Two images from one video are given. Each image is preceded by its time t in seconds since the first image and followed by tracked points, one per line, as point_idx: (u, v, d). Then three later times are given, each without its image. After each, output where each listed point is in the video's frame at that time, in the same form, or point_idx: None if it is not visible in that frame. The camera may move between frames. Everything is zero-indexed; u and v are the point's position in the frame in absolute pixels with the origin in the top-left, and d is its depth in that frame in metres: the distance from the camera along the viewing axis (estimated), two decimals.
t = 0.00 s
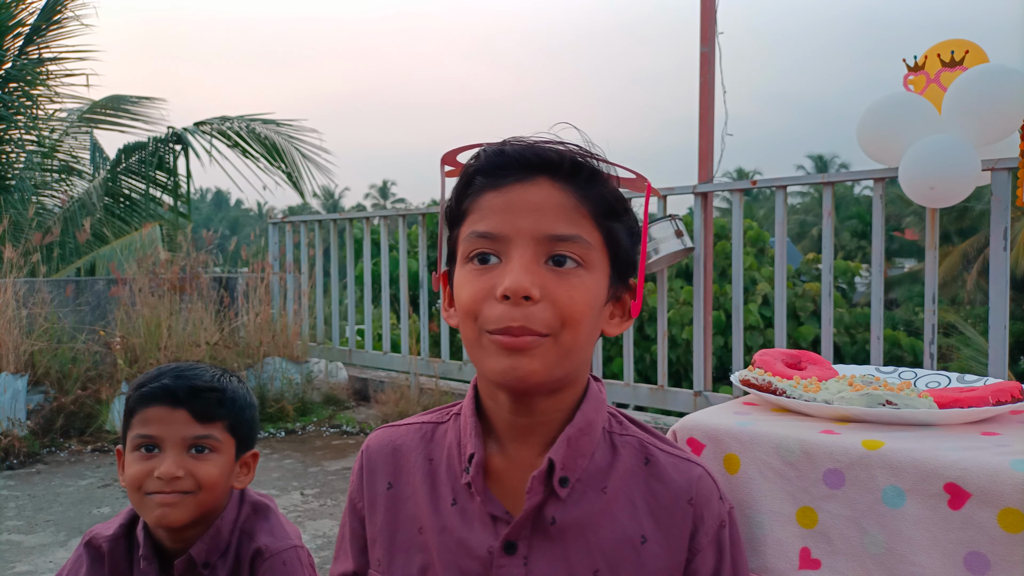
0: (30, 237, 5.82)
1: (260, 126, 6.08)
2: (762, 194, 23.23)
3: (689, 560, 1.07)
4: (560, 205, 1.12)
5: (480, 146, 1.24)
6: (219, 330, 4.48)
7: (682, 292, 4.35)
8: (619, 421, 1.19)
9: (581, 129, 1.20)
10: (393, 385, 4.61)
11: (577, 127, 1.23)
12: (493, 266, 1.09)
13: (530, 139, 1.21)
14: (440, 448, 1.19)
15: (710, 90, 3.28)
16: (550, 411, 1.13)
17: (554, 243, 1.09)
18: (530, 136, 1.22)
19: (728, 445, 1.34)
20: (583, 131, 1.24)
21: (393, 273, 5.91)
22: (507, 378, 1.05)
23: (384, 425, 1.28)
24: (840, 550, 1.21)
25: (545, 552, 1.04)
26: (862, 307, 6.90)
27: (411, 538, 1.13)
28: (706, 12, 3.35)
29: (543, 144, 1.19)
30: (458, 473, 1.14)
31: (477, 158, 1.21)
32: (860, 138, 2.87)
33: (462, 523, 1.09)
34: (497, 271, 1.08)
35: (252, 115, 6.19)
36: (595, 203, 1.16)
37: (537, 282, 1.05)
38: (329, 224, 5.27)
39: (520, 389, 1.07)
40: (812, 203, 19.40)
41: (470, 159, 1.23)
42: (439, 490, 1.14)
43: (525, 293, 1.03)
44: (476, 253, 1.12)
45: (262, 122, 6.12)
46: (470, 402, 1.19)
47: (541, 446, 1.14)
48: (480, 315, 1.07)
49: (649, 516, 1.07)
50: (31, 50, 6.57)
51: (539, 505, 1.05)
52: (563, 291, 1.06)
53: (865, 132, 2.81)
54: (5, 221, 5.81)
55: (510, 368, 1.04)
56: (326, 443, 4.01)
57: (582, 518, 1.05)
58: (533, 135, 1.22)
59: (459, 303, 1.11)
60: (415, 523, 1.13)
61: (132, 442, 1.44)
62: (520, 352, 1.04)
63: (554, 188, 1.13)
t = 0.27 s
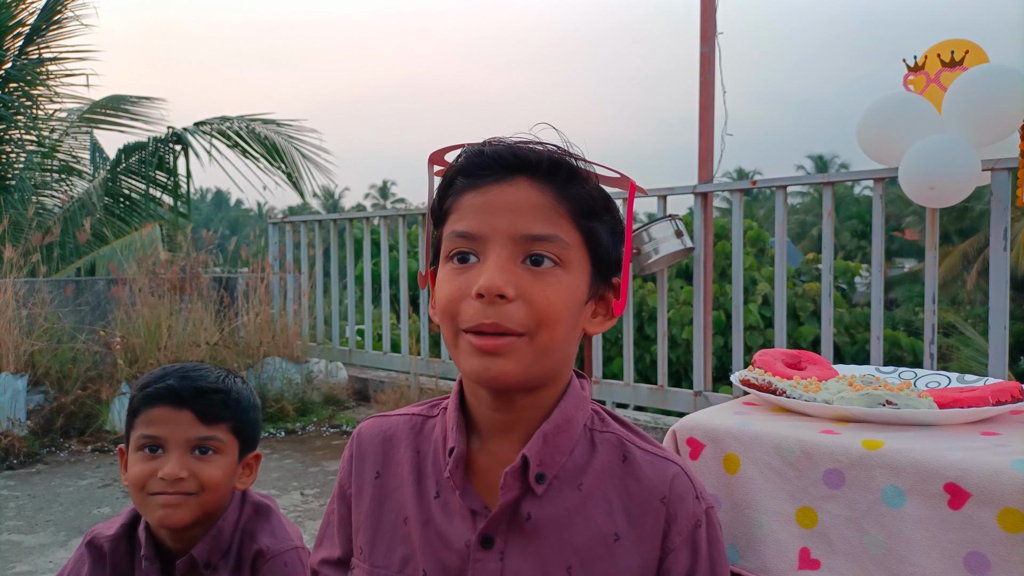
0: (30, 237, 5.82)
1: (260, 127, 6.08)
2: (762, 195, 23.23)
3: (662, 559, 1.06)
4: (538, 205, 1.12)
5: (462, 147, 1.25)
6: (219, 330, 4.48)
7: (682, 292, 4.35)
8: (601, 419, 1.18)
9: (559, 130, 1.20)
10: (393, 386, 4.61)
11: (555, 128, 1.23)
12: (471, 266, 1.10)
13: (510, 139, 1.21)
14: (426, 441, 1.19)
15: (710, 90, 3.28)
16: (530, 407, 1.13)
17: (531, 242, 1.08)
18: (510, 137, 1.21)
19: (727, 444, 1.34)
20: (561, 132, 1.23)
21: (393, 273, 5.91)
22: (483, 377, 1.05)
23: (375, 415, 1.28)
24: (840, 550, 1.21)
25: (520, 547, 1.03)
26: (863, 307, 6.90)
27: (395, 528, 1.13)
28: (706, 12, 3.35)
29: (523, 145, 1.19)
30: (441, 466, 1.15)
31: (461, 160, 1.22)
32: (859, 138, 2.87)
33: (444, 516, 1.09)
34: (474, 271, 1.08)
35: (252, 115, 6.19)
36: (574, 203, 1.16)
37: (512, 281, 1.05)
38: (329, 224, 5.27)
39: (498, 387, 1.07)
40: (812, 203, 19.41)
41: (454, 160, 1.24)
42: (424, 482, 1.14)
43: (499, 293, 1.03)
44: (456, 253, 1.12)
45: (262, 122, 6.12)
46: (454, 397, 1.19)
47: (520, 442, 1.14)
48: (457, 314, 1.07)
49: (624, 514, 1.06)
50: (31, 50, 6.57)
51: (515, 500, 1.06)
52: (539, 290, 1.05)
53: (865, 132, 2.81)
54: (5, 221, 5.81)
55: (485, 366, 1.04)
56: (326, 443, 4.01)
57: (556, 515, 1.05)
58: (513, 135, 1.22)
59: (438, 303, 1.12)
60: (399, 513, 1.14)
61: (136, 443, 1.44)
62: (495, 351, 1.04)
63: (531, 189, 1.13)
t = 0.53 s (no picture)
0: (29, 237, 5.82)
1: (260, 127, 6.08)
2: (762, 195, 23.23)
3: (655, 558, 1.06)
4: (545, 206, 1.12)
5: (475, 150, 1.25)
6: (219, 330, 4.48)
7: (682, 292, 4.35)
8: (601, 420, 1.19)
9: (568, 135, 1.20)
10: (393, 386, 4.61)
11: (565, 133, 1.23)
12: (478, 264, 1.10)
13: (519, 143, 1.22)
14: (429, 432, 1.20)
15: (710, 90, 3.28)
16: (533, 404, 1.13)
17: (538, 242, 1.09)
18: (520, 141, 1.22)
19: (727, 445, 1.34)
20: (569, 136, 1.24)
21: (393, 273, 5.92)
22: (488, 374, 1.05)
23: (380, 402, 1.29)
24: (840, 550, 1.21)
25: (517, 540, 1.04)
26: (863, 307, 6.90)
27: (394, 513, 1.13)
28: (706, 12, 3.35)
29: (532, 148, 1.19)
30: (444, 458, 1.15)
31: (471, 161, 1.22)
32: (859, 139, 2.87)
33: (444, 505, 1.09)
34: (481, 269, 1.09)
35: (252, 115, 6.19)
36: (581, 205, 1.16)
37: (519, 280, 1.06)
38: (329, 224, 5.27)
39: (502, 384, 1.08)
40: (812, 203, 19.41)
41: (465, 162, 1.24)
42: (426, 472, 1.15)
43: (505, 290, 1.03)
44: (464, 251, 1.13)
45: (262, 122, 6.12)
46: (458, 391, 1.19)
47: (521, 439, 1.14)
48: (464, 310, 1.07)
49: (621, 513, 1.06)
50: (31, 50, 6.57)
51: (515, 494, 1.06)
52: (544, 289, 1.06)
53: (865, 132, 2.81)
54: (5, 221, 5.81)
55: (489, 362, 1.05)
56: (326, 443, 4.01)
57: (554, 510, 1.05)
58: (522, 139, 1.22)
59: (445, 300, 1.12)
60: (400, 500, 1.14)
61: (135, 444, 1.44)
62: (499, 348, 1.04)
63: (540, 191, 1.13)
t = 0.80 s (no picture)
0: (29, 237, 5.82)
1: (260, 127, 6.08)
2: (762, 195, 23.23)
3: (668, 561, 1.08)
4: (574, 215, 1.13)
5: (504, 156, 1.25)
6: (219, 330, 4.48)
7: (682, 292, 4.35)
8: (614, 427, 1.20)
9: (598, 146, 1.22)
10: (393, 386, 4.62)
11: (594, 145, 1.25)
12: (506, 269, 1.10)
13: (548, 153, 1.22)
14: (445, 433, 1.20)
15: (710, 90, 3.28)
16: (552, 409, 1.13)
17: (566, 250, 1.09)
18: (550, 150, 1.23)
19: (728, 445, 1.34)
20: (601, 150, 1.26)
21: (393, 273, 5.92)
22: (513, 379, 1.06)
23: (393, 401, 1.28)
24: (840, 550, 1.21)
25: (534, 541, 1.04)
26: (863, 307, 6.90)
27: (410, 513, 1.13)
28: (706, 12, 3.35)
29: (562, 158, 1.20)
30: (460, 459, 1.15)
31: (499, 167, 1.22)
32: (859, 139, 2.87)
33: (460, 505, 1.09)
34: (509, 273, 1.09)
35: (252, 116, 6.19)
36: (607, 215, 1.17)
37: (547, 286, 1.06)
38: (329, 224, 5.27)
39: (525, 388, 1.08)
40: (812, 203, 19.40)
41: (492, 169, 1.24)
42: (442, 472, 1.14)
43: (535, 295, 1.04)
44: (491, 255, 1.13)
45: (262, 122, 6.12)
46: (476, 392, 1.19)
47: (538, 442, 1.14)
48: (491, 313, 1.08)
49: (636, 517, 1.07)
50: (31, 50, 6.57)
51: (533, 496, 1.06)
52: (571, 297, 1.06)
53: (865, 132, 2.81)
54: (5, 221, 5.81)
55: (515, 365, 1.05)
56: (326, 443, 4.01)
57: (572, 513, 1.05)
58: (553, 149, 1.23)
59: (471, 303, 1.12)
60: (416, 499, 1.14)
61: (130, 445, 1.44)
62: (526, 353, 1.05)
63: (569, 200, 1.14)
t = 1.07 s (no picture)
0: (30, 237, 5.82)
1: (260, 126, 6.08)
2: (762, 195, 23.22)
3: (689, 561, 1.07)
4: (586, 211, 1.13)
5: (512, 157, 1.24)
6: (219, 330, 4.48)
7: (682, 292, 4.35)
8: (630, 424, 1.20)
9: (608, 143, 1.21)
10: (393, 386, 4.61)
11: (603, 142, 1.25)
12: (519, 267, 1.10)
13: (557, 151, 1.22)
14: (455, 440, 1.19)
15: (710, 90, 3.28)
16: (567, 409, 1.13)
17: (579, 246, 1.09)
18: (559, 149, 1.23)
19: (728, 445, 1.34)
20: (611, 146, 1.25)
21: (393, 273, 5.92)
22: (528, 375, 1.06)
23: (400, 416, 1.28)
24: (840, 550, 1.21)
25: (551, 544, 1.05)
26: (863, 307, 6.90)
27: (422, 524, 1.13)
28: (706, 12, 3.35)
29: (572, 156, 1.20)
30: (472, 464, 1.15)
31: (508, 168, 1.22)
32: (859, 138, 2.87)
33: (474, 511, 1.09)
34: (522, 271, 1.09)
35: (252, 116, 6.19)
36: (619, 212, 1.17)
37: (561, 281, 1.06)
38: (329, 224, 5.27)
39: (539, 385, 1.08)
40: (812, 203, 19.39)
41: (501, 169, 1.24)
42: (453, 480, 1.14)
43: (550, 289, 1.04)
44: (503, 255, 1.12)
45: (262, 122, 6.12)
46: (488, 397, 1.19)
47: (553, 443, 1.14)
48: (505, 311, 1.07)
49: (654, 516, 1.07)
50: (31, 50, 6.57)
51: (549, 498, 1.06)
52: (585, 292, 1.07)
53: (865, 132, 2.81)
54: (5, 221, 5.81)
55: (530, 362, 1.05)
56: (326, 443, 4.01)
57: (588, 514, 1.06)
58: (562, 147, 1.23)
59: (484, 301, 1.12)
60: (427, 510, 1.14)
61: (129, 443, 1.44)
62: (541, 349, 1.05)
63: (581, 197, 1.14)
